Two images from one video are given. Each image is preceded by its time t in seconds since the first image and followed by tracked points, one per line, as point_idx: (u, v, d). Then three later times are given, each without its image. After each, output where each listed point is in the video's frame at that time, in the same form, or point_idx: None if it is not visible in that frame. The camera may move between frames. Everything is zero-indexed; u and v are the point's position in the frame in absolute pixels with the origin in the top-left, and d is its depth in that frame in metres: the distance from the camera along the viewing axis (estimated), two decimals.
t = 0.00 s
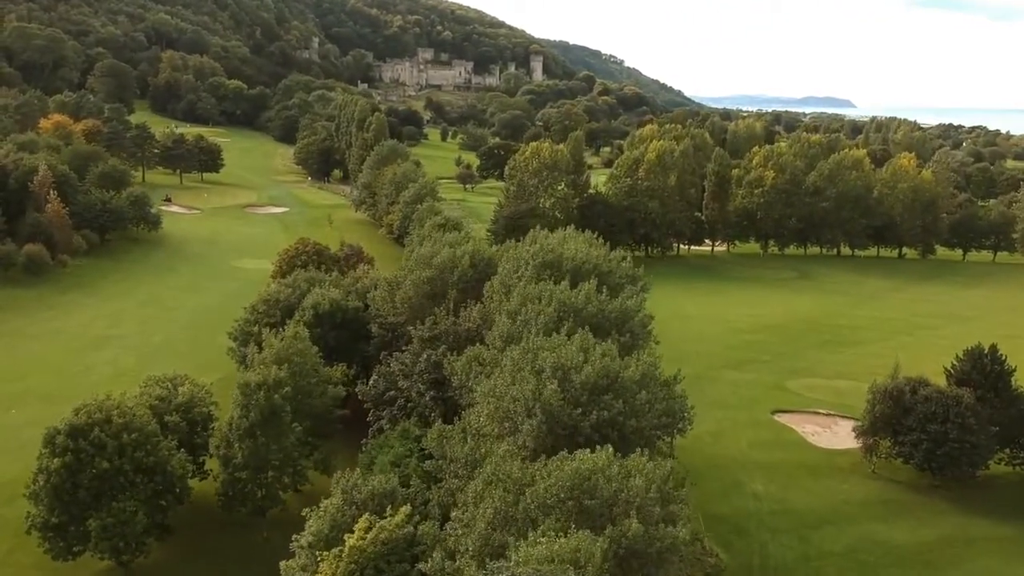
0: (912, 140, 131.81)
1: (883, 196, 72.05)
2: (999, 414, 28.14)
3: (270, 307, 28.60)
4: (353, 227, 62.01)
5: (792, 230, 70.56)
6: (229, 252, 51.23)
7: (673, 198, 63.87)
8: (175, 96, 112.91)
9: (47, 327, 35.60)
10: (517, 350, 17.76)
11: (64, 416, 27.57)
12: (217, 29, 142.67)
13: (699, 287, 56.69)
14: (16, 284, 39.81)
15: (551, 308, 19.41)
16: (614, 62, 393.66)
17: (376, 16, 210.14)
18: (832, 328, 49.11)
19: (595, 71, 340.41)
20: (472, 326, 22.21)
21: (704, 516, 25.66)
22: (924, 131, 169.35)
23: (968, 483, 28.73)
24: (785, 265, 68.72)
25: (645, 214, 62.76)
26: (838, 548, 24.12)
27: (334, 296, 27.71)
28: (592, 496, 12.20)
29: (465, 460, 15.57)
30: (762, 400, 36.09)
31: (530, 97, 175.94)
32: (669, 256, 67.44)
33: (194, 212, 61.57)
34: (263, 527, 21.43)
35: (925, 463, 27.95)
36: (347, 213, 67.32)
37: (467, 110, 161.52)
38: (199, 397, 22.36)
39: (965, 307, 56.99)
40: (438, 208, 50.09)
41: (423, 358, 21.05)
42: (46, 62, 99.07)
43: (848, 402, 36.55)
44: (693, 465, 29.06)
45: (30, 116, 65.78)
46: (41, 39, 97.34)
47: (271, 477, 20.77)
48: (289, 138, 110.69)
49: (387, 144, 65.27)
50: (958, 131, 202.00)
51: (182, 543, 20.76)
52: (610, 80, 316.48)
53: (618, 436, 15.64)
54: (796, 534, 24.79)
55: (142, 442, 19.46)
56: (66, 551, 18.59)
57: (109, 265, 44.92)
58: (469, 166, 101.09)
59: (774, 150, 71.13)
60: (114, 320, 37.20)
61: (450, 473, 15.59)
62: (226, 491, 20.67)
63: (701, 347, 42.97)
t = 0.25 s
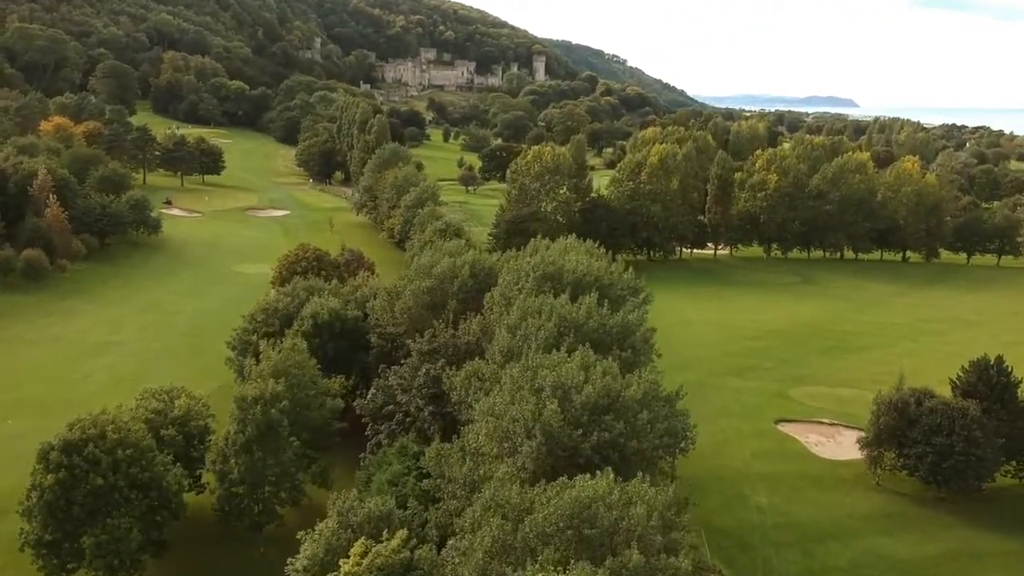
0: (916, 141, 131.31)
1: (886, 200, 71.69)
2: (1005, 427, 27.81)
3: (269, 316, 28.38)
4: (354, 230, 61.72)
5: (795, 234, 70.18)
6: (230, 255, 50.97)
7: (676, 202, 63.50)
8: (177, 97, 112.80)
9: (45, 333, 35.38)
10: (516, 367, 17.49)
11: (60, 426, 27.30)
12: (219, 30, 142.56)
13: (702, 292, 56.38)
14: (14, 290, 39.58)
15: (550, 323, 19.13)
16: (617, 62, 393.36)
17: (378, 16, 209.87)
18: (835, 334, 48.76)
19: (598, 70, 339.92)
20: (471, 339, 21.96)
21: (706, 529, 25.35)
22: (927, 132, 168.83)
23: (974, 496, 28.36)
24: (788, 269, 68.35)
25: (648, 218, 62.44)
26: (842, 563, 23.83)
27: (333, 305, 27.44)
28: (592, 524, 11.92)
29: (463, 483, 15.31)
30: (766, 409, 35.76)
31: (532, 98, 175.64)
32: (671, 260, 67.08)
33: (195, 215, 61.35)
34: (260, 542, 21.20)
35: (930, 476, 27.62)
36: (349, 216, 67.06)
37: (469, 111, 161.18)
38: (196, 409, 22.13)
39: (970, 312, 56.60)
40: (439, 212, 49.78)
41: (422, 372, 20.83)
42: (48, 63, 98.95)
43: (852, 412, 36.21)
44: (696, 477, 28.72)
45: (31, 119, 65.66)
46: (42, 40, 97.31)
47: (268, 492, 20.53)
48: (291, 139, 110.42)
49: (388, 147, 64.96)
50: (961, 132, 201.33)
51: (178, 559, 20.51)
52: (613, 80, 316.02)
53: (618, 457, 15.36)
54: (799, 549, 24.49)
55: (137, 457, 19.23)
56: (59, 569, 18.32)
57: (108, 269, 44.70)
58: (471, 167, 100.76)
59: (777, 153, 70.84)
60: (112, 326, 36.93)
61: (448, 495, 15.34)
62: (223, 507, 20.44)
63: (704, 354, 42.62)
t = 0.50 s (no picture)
0: (920, 143, 130.80)
1: (889, 203, 71.33)
2: (1011, 438, 27.49)
3: (268, 325, 28.21)
4: (356, 234, 61.55)
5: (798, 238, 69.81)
6: (230, 260, 50.79)
7: (679, 206, 63.22)
8: (179, 98, 112.75)
9: (44, 340, 35.22)
10: (516, 384, 17.25)
11: (57, 437, 27.12)
12: (221, 30, 142.52)
13: (704, 297, 56.16)
14: (13, 295, 39.40)
15: (551, 338, 18.89)
16: (620, 62, 393.24)
17: (380, 17, 209.73)
18: (838, 340, 48.44)
19: (600, 71, 339.45)
20: (471, 352, 21.74)
21: (708, 542, 25.13)
22: (931, 133, 168.36)
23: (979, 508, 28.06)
24: (791, 273, 68.07)
25: (650, 222, 62.21)
26: None
27: (332, 314, 27.24)
28: (592, 553, 11.68)
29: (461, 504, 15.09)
30: (768, 418, 35.52)
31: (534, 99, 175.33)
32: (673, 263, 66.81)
33: (196, 218, 61.22)
34: (257, 557, 21.00)
35: (935, 488, 27.33)
36: (350, 219, 66.89)
37: (471, 111, 160.90)
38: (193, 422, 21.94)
39: (974, 317, 56.26)
40: (441, 217, 49.55)
41: (420, 386, 20.59)
42: (50, 64, 98.93)
43: (855, 420, 35.95)
44: (697, 489, 28.50)
45: (31, 121, 65.57)
46: (44, 41, 97.28)
47: (265, 506, 20.31)
48: (292, 141, 110.29)
49: (390, 150, 64.77)
50: (965, 133, 200.50)
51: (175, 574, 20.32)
52: (615, 81, 315.61)
53: (619, 477, 15.11)
54: (802, 563, 24.25)
55: (132, 472, 19.03)
56: None
57: (108, 274, 44.56)
58: (473, 169, 100.54)
59: (780, 156, 70.51)
60: (111, 333, 36.75)
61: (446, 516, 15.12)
62: (220, 521, 20.24)
63: (706, 361, 42.34)
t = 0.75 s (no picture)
0: (923, 144, 130.18)
1: (893, 208, 70.97)
2: (1017, 452, 27.16)
3: (266, 335, 27.98)
4: (357, 238, 61.31)
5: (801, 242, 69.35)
6: (231, 265, 50.57)
7: (681, 210, 62.89)
8: (181, 99, 112.72)
9: (41, 347, 35.00)
10: (515, 403, 16.97)
11: (54, 449, 26.90)
12: (223, 31, 142.46)
13: (706, 303, 55.85)
14: (11, 301, 39.17)
15: (551, 354, 18.61)
16: (623, 62, 393.04)
17: (383, 17, 209.62)
18: (842, 347, 48.09)
19: (603, 71, 339.06)
20: (470, 367, 21.47)
21: (710, 557, 24.83)
22: (934, 135, 167.81)
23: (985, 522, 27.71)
24: (794, 278, 67.73)
25: (652, 226, 61.90)
26: None
27: (330, 324, 26.99)
28: None
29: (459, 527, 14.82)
30: (771, 427, 35.22)
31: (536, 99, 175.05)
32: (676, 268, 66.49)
33: (196, 221, 61.03)
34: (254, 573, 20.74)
35: (940, 502, 27.00)
36: (351, 222, 66.67)
37: (474, 112, 160.62)
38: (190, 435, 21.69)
39: (979, 323, 55.88)
40: (442, 221, 49.26)
41: (419, 401, 20.31)
42: (52, 66, 98.84)
43: (859, 430, 35.62)
44: (699, 501, 28.22)
45: (32, 123, 65.40)
46: (46, 42, 97.22)
47: (261, 522, 20.05)
48: (294, 142, 110.09)
49: (391, 153, 64.52)
50: (969, 133, 199.79)
51: None
52: (618, 81, 315.21)
53: (620, 501, 14.82)
54: None
55: (127, 489, 18.78)
56: None
57: (108, 279, 44.37)
58: (475, 171, 100.29)
59: (783, 160, 70.20)
60: (110, 340, 36.53)
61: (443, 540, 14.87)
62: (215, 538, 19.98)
63: (710, 369, 41.98)
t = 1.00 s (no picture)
0: (927, 146, 129.82)
1: (897, 212, 70.64)
2: None
3: (265, 345, 27.77)
4: (358, 241, 61.08)
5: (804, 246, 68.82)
6: (232, 269, 50.38)
7: (684, 215, 62.54)
8: (183, 100, 112.80)
9: (40, 355, 34.80)
10: (514, 423, 16.72)
11: (51, 459, 26.69)
12: (225, 32, 142.33)
13: (709, 308, 55.55)
14: (11, 307, 39.00)
15: (551, 371, 18.33)
16: (626, 62, 392.99)
17: (386, 17, 209.59)
18: (845, 354, 47.75)
19: (606, 71, 338.75)
20: (470, 382, 21.23)
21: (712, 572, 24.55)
22: (937, 136, 167.41)
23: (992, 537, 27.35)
24: (797, 282, 67.38)
25: (655, 230, 61.58)
26: None
27: (329, 335, 26.77)
28: None
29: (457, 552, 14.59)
30: (774, 437, 34.91)
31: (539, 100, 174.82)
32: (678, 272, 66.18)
33: (197, 225, 60.88)
34: None
35: (946, 516, 26.67)
36: (352, 225, 66.45)
37: (476, 113, 160.38)
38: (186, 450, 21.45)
39: (983, 329, 55.48)
40: (444, 226, 48.99)
41: (418, 417, 20.07)
42: (54, 67, 98.77)
43: (863, 440, 35.29)
44: (701, 514, 27.93)
45: (33, 126, 65.27)
46: (48, 43, 97.17)
47: (258, 539, 19.81)
48: (296, 144, 109.78)
49: (393, 157, 64.30)
50: (973, 134, 199.10)
51: None
52: (621, 81, 315.09)
53: (621, 525, 14.54)
54: None
55: (122, 506, 18.55)
56: None
57: (107, 284, 44.19)
58: (477, 173, 100.04)
59: (786, 164, 69.88)
60: (109, 346, 36.34)
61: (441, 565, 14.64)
62: (212, 555, 19.73)
63: (712, 377, 41.71)
